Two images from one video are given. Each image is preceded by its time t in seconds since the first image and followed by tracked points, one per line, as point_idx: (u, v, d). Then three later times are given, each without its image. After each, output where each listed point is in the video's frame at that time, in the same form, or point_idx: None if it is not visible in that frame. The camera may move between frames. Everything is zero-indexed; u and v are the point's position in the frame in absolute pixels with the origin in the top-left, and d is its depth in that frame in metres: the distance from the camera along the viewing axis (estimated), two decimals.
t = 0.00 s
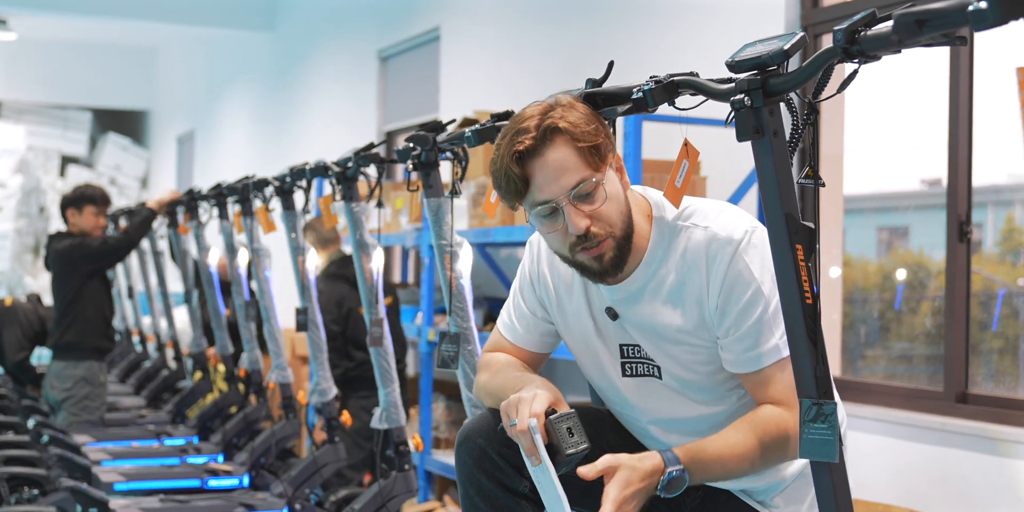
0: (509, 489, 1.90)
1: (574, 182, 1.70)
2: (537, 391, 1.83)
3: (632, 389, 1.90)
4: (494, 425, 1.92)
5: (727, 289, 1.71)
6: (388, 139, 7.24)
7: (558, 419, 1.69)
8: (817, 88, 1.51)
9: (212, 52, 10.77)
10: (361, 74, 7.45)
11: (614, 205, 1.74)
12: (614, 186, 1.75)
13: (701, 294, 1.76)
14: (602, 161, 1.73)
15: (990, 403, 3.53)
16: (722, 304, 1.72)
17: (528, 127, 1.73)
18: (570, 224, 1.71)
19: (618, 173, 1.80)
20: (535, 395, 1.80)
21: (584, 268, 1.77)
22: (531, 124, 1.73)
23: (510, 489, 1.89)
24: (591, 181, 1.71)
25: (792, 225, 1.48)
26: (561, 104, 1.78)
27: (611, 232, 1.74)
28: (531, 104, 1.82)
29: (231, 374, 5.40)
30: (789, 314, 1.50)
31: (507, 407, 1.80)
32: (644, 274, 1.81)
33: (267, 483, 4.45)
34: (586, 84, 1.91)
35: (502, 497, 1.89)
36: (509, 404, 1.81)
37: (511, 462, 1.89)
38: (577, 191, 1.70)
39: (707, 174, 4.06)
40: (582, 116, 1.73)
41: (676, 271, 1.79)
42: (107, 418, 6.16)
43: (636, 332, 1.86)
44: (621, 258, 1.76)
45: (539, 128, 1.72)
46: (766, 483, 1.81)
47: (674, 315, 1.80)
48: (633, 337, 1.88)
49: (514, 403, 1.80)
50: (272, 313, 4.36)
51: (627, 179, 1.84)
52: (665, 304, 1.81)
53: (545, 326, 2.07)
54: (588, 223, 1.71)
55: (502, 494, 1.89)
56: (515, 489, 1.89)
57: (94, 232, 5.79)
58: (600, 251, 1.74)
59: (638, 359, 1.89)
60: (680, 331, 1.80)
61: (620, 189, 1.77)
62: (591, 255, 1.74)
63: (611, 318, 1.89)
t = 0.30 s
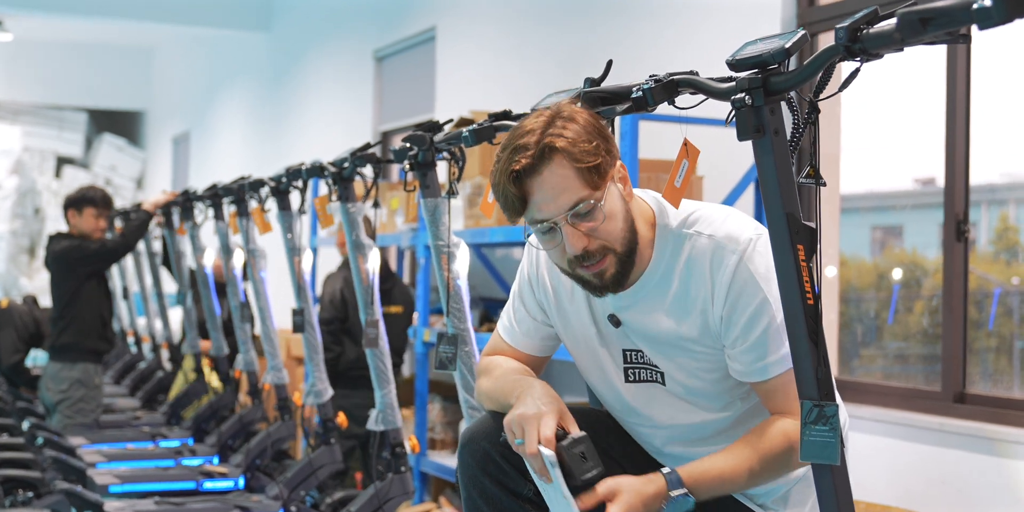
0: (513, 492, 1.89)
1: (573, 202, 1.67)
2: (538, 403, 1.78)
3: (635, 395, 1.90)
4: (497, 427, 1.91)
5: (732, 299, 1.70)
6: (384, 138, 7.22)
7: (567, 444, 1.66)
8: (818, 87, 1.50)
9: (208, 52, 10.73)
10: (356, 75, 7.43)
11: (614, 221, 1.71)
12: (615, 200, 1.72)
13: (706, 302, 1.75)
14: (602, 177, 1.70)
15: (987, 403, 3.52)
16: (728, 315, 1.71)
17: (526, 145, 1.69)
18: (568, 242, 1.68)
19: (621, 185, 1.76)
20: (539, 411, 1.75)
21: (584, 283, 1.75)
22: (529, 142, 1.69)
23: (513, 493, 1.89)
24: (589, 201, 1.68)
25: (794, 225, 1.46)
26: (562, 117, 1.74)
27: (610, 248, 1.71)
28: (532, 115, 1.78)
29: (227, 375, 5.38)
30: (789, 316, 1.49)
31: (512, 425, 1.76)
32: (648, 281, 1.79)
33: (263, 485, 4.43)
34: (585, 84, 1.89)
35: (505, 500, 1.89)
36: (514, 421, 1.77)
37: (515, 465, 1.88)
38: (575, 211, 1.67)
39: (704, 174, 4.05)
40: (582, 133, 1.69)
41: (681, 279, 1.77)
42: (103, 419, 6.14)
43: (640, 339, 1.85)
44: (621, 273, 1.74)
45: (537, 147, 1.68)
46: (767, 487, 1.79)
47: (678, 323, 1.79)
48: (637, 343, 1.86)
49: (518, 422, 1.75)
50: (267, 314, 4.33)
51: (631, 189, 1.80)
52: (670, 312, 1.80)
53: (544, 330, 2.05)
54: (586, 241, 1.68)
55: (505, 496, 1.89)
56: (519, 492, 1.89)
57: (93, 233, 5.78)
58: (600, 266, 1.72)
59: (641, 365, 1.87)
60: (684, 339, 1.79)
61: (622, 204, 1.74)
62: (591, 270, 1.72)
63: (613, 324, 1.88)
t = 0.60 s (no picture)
0: (512, 492, 1.88)
1: (567, 212, 1.65)
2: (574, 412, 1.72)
3: (635, 398, 1.89)
4: (500, 427, 1.89)
5: (734, 305, 1.69)
6: (380, 137, 7.20)
7: (622, 465, 1.62)
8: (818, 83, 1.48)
9: (204, 50, 10.70)
10: (353, 73, 7.41)
11: (609, 232, 1.68)
12: (612, 210, 1.69)
13: (707, 308, 1.74)
14: (599, 186, 1.67)
15: (985, 400, 3.52)
16: (731, 322, 1.70)
17: (521, 153, 1.67)
18: (561, 253, 1.67)
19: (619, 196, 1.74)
20: (584, 424, 1.69)
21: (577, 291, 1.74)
22: (525, 149, 1.67)
23: (513, 492, 1.88)
24: (583, 213, 1.66)
25: (793, 222, 1.45)
26: (562, 124, 1.71)
27: (604, 260, 1.70)
28: (532, 121, 1.75)
29: (223, 374, 5.37)
30: (789, 315, 1.47)
31: (554, 435, 1.69)
32: (649, 285, 1.78)
33: (259, 484, 4.41)
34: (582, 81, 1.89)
35: (505, 500, 1.87)
36: (556, 432, 1.69)
37: (516, 465, 1.88)
38: (567, 222, 1.65)
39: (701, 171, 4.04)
40: (579, 142, 1.67)
41: (681, 286, 1.76)
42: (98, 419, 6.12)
43: (640, 343, 1.84)
44: (615, 284, 1.72)
45: (532, 155, 1.66)
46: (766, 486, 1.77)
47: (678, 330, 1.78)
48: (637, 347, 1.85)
49: (563, 433, 1.68)
50: (264, 313, 4.32)
51: (632, 199, 1.77)
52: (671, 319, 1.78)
53: (539, 331, 2.04)
54: (579, 252, 1.67)
55: (505, 496, 1.87)
56: (519, 492, 1.88)
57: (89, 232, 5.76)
58: (592, 277, 1.71)
59: (640, 368, 1.87)
60: (684, 345, 1.79)
61: (619, 215, 1.71)
62: (584, 280, 1.71)
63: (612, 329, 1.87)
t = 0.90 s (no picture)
0: (511, 489, 1.85)
1: (547, 188, 1.66)
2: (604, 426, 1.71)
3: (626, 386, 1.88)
4: (498, 423, 1.87)
5: (716, 284, 1.67)
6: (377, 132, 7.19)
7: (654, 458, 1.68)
8: (814, 75, 1.47)
9: (201, 45, 10.68)
10: (350, 67, 7.39)
11: (592, 211, 1.68)
12: (595, 189, 1.69)
13: (691, 287, 1.72)
14: (582, 164, 1.68)
15: (982, 395, 3.52)
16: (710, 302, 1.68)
17: (507, 129, 1.70)
18: (540, 228, 1.67)
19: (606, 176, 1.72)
20: (617, 418, 1.72)
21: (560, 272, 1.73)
22: (510, 126, 1.70)
23: (511, 489, 1.85)
24: (564, 190, 1.66)
25: (789, 216, 1.45)
26: (551, 104, 1.72)
27: (585, 239, 1.69)
28: (525, 101, 1.77)
29: (220, 369, 5.36)
30: (785, 309, 1.47)
31: (591, 431, 1.70)
32: (636, 265, 1.76)
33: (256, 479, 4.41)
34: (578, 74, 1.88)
35: (503, 497, 1.85)
36: (591, 427, 1.70)
37: (514, 461, 1.85)
38: (548, 198, 1.67)
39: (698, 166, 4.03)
40: (565, 122, 1.68)
41: (664, 263, 1.75)
42: (96, 414, 6.11)
43: (625, 329, 1.81)
44: (597, 265, 1.71)
45: (515, 131, 1.68)
46: (766, 477, 1.74)
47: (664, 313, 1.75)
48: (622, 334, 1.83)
49: (597, 428, 1.70)
50: (260, 307, 4.31)
51: (620, 183, 1.76)
52: (655, 299, 1.76)
53: (530, 324, 2.01)
54: (559, 229, 1.67)
55: (503, 493, 1.85)
56: (516, 489, 1.85)
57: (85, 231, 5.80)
58: (574, 257, 1.70)
59: (626, 355, 1.85)
60: (667, 328, 1.76)
61: (604, 195, 1.70)
62: (565, 259, 1.71)
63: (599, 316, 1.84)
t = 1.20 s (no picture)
0: (495, 478, 1.86)
1: (532, 152, 1.66)
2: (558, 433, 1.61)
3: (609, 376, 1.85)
4: (481, 413, 1.89)
5: (674, 265, 1.62)
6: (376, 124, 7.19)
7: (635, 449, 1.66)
8: (807, 66, 1.47)
9: (200, 37, 10.68)
10: (349, 59, 7.39)
11: (575, 181, 1.67)
12: (578, 160, 1.68)
13: (656, 276, 1.67)
14: (567, 135, 1.68)
15: (979, 387, 3.52)
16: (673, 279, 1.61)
17: (491, 100, 1.70)
18: (524, 192, 1.65)
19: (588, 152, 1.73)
20: (598, 409, 1.71)
21: (543, 246, 1.69)
22: (495, 97, 1.70)
23: (495, 478, 1.86)
24: (547, 151, 1.66)
25: (783, 206, 1.45)
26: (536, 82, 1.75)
27: (568, 208, 1.67)
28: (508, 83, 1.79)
29: (219, 360, 5.37)
30: (779, 297, 1.47)
31: (570, 422, 1.69)
32: (611, 259, 1.73)
33: (254, 470, 4.42)
34: (574, 64, 1.88)
35: (487, 486, 1.86)
36: (571, 418, 1.70)
37: (498, 451, 1.86)
38: (531, 162, 1.66)
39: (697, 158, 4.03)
40: (550, 95, 1.70)
41: (632, 258, 1.71)
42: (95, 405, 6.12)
43: (600, 321, 1.77)
44: (580, 236, 1.67)
45: (500, 101, 1.69)
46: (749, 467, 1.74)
47: (637, 308, 1.71)
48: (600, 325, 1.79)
49: (577, 419, 1.69)
50: (259, 299, 4.31)
51: (603, 166, 1.76)
52: (627, 291, 1.73)
53: (512, 316, 1.98)
54: (543, 195, 1.65)
55: (487, 483, 1.86)
56: (501, 478, 1.86)
57: (91, 224, 5.81)
58: (557, 225, 1.66)
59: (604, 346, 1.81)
60: (642, 320, 1.72)
61: (587, 169, 1.70)
62: (547, 229, 1.67)
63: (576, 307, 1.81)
